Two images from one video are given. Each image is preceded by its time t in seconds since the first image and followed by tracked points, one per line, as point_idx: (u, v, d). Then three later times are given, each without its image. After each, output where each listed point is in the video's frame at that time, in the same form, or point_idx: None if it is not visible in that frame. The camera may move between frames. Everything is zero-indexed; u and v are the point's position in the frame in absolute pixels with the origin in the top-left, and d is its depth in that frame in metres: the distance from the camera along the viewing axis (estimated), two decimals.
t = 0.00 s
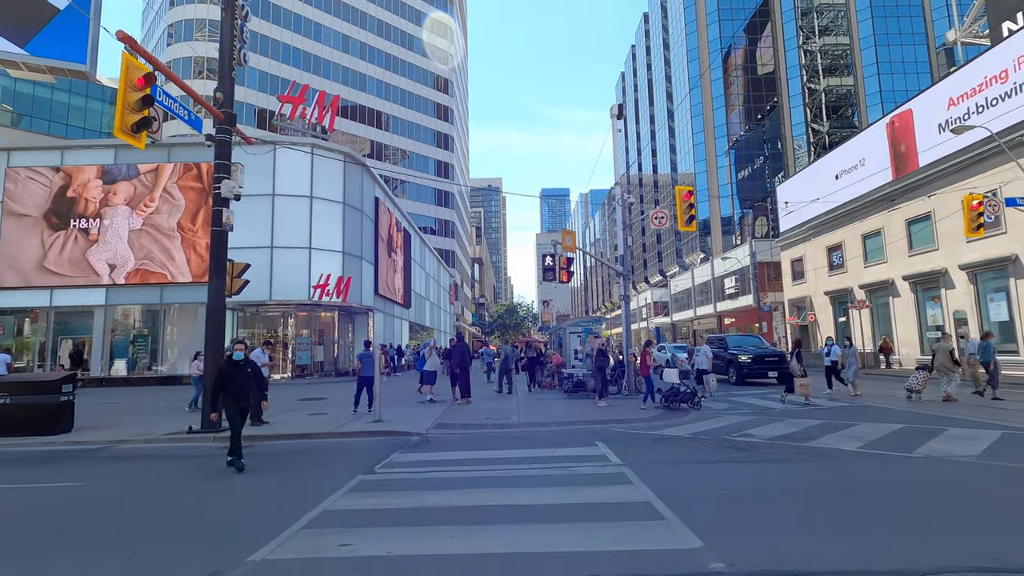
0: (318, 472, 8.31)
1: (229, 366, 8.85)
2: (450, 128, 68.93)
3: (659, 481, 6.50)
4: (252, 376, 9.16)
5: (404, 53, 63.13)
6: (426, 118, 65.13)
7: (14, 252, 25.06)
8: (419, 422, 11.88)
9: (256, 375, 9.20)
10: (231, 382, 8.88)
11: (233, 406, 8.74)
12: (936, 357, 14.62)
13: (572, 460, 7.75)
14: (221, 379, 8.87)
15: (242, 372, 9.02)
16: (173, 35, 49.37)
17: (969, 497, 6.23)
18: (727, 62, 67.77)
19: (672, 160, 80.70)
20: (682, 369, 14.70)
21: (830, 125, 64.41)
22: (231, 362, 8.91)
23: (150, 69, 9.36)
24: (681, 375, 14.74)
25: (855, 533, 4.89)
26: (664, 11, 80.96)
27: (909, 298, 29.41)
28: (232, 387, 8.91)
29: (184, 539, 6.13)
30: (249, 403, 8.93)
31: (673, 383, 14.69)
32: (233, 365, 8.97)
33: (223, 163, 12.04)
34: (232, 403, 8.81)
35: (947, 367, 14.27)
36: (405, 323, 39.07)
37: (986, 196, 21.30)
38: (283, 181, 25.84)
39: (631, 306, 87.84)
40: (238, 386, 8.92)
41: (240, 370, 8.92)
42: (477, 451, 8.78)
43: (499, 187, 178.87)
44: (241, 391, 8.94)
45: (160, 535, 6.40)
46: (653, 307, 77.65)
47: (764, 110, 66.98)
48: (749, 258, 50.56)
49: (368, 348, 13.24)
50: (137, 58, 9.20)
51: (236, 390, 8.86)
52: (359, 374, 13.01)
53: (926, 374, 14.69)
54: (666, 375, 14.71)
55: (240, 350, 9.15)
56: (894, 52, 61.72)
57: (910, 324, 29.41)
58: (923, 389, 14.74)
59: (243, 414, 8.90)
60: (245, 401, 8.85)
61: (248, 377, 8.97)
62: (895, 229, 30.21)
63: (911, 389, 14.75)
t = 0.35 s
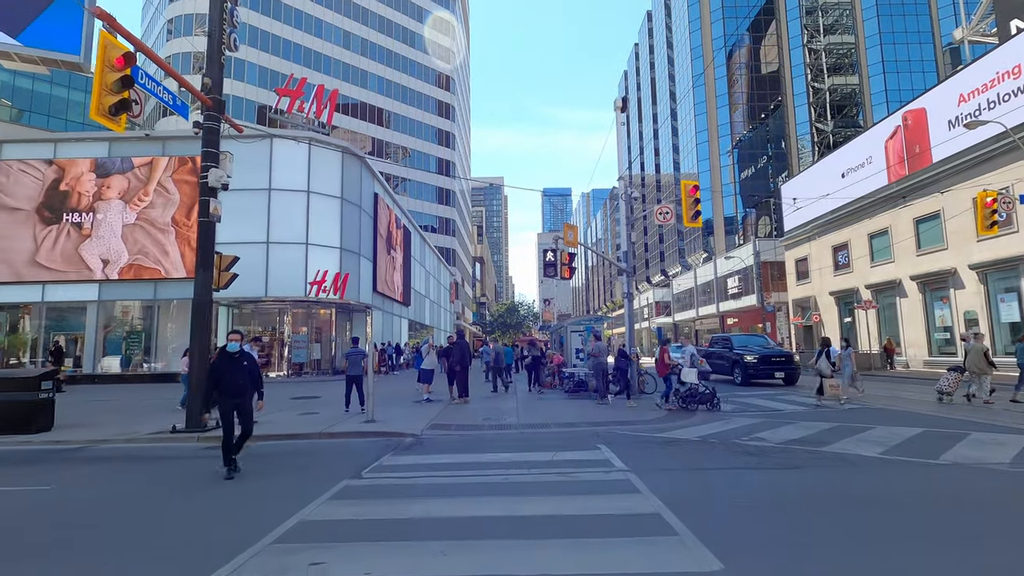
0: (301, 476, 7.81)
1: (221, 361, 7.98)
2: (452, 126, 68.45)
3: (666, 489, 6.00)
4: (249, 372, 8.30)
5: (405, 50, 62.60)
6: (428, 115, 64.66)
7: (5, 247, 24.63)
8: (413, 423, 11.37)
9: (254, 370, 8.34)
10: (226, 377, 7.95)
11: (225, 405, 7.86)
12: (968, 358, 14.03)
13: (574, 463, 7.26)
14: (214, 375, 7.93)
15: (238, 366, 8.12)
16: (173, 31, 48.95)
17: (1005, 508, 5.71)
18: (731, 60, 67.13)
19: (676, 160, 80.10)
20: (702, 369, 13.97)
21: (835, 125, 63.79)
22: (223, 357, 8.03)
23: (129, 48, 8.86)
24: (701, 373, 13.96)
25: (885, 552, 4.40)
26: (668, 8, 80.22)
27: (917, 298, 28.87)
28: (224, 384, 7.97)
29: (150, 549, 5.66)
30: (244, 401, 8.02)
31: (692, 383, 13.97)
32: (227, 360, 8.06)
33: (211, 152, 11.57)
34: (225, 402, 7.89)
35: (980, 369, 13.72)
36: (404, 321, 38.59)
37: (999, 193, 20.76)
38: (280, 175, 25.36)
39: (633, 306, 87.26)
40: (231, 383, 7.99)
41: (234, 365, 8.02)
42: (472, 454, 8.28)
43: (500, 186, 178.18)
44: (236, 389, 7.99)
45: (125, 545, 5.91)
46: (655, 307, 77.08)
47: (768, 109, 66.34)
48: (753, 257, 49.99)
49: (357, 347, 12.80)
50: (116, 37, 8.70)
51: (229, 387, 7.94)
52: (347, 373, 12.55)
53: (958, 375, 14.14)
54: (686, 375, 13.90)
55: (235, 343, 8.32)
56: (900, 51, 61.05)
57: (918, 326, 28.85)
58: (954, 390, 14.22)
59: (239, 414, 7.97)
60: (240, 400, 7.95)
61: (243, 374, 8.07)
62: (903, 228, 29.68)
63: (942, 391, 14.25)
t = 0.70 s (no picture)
0: (292, 489, 7.30)
1: (226, 369, 7.00)
2: (459, 126, 68.07)
3: (688, 508, 5.43)
4: (259, 383, 7.20)
5: (412, 50, 62.28)
6: (435, 115, 64.28)
7: (9, 248, 24.49)
8: (415, 429, 10.87)
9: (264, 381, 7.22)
10: (231, 385, 6.96)
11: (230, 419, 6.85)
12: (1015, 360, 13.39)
13: (585, 477, 6.72)
14: (218, 382, 6.98)
15: (245, 375, 7.06)
16: (179, 32, 48.96)
17: None
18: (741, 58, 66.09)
19: (685, 159, 79.27)
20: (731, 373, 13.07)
21: (848, 122, 62.63)
22: (229, 364, 7.02)
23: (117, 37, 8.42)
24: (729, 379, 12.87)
25: None
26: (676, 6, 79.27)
27: (936, 298, 28.02)
28: (229, 395, 6.96)
29: (122, 571, 5.20)
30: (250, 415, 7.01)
31: (720, 388, 13.07)
32: (233, 367, 7.05)
33: (206, 148, 11.13)
34: (231, 415, 6.90)
35: None
36: (411, 322, 38.21)
37: None
38: (283, 175, 25.03)
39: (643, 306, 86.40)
40: (237, 393, 6.98)
41: (239, 373, 6.99)
42: (476, 465, 7.75)
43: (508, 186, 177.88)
44: (242, 400, 6.96)
45: (97, 566, 5.44)
46: (664, 307, 76.24)
47: (779, 107, 65.31)
48: (764, 256, 49.11)
49: (352, 349, 12.49)
50: (102, 25, 8.25)
51: (235, 398, 6.93)
52: (344, 377, 12.20)
53: (1002, 379, 13.45)
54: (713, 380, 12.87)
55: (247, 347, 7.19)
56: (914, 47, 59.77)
57: (937, 326, 28.01)
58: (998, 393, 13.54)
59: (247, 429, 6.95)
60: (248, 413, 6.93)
61: (250, 383, 7.05)
62: (921, 226, 28.85)
63: (985, 395, 13.53)
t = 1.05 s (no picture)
0: (291, 491, 6.94)
1: (238, 362, 6.11)
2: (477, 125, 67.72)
3: (715, 525, 4.88)
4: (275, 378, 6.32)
5: (429, 49, 62.10)
6: (452, 114, 63.97)
7: (33, 249, 24.83)
8: (426, 430, 10.49)
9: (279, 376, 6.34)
10: (241, 382, 6.07)
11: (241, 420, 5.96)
12: None
13: (602, 485, 6.23)
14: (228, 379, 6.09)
15: (257, 371, 6.18)
16: (200, 36, 49.53)
17: None
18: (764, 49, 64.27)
19: (707, 155, 77.68)
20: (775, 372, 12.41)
21: (876, 114, 61.20)
22: (240, 357, 6.16)
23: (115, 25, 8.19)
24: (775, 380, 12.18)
25: None
26: None
27: (974, 295, 26.75)
28: (240, 393, 6.07)
29: None
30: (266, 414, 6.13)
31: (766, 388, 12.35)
32: (245, 360, 6.16)
33: (212, 142, 10.93)
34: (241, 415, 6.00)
35: None
36: (428, 321, 37.98)
37: None
38: (298, 172, 24.92)
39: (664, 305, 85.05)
40: (249, 392, 6.09)
41: (252, 367, 6.12)
42: (486, 470, 7.32)
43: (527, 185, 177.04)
44: (255, 399, 6.07)
45: None
46: (686, 305, 74.88)
47: (804, 100, 63.44)
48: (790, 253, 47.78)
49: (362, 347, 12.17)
50: (101, 13, 8.02)
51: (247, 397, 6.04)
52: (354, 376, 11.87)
53: None
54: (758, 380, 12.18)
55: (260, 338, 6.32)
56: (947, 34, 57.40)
57: (974, 323, 26.74)
58: None
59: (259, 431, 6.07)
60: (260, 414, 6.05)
61: (264, 378, 6.16)
62: (957, 219, 27.58)
63: None
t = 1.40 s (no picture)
0: (295, 498, 6.56)
1: (239, 360, 5.18)
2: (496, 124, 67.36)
3: (755, 546, 4.32)
4: (284, 376, 5.37)
5: (448, 49, 62.01)
6: (472, 114, 63.70)
7: (59, 251, 25.24)
8: (440, 433, 10.07)
9: (290, 375, 5.37)
10: (245, 384, 5.14)
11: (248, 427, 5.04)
12: None
13: (626, 495, 5.71)
14: (230, 381, 5.17)
15: (263, 368, 5.22)
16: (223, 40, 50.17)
17: None
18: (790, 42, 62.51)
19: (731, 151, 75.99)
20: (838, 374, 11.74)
21: (908, 105, 59.07)
22: (240, 354, 5.22)
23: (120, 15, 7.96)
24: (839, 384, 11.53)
25: None
26: None
27: (1018, 292, 25.38)
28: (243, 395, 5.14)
29: None
30: (276, 421, 5.15)
31: (827, 390, 11.64)
32: (248, 357, 5.23)
33: (222, 136, 10.69)
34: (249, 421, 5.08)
35: None
36: (448, 321, 37.77)
37: None
38: (316, 171, 24.81)
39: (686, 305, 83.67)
40: (255, 394, 5.13)
41: (256, 366, 5.19)
42: (501, 477, 6.86)
43: (547, 185, 176.18)
44: (262, 402, 5.13)
45: None
46: (710, 305, 73.43)
47: (832, 93, 61.54)
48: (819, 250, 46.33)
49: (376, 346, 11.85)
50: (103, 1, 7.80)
51: (252, 400, 5.09)
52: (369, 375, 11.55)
53: None
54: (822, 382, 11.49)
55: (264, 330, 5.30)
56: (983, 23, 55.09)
57: (1019, 322, 25.37)
58: None
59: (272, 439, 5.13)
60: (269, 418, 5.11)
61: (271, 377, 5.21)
62: (1000, 212, 26.22)
63: None
